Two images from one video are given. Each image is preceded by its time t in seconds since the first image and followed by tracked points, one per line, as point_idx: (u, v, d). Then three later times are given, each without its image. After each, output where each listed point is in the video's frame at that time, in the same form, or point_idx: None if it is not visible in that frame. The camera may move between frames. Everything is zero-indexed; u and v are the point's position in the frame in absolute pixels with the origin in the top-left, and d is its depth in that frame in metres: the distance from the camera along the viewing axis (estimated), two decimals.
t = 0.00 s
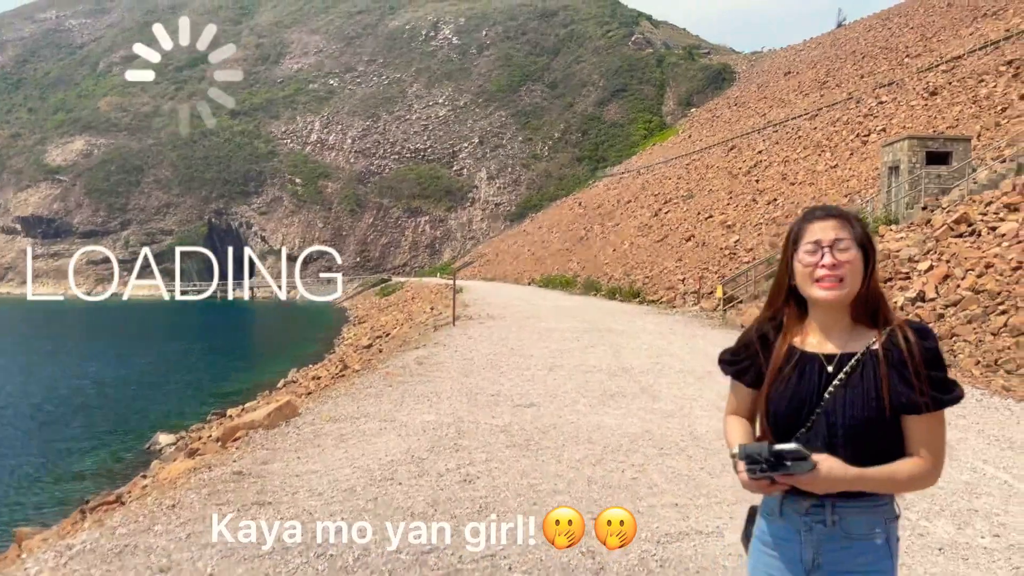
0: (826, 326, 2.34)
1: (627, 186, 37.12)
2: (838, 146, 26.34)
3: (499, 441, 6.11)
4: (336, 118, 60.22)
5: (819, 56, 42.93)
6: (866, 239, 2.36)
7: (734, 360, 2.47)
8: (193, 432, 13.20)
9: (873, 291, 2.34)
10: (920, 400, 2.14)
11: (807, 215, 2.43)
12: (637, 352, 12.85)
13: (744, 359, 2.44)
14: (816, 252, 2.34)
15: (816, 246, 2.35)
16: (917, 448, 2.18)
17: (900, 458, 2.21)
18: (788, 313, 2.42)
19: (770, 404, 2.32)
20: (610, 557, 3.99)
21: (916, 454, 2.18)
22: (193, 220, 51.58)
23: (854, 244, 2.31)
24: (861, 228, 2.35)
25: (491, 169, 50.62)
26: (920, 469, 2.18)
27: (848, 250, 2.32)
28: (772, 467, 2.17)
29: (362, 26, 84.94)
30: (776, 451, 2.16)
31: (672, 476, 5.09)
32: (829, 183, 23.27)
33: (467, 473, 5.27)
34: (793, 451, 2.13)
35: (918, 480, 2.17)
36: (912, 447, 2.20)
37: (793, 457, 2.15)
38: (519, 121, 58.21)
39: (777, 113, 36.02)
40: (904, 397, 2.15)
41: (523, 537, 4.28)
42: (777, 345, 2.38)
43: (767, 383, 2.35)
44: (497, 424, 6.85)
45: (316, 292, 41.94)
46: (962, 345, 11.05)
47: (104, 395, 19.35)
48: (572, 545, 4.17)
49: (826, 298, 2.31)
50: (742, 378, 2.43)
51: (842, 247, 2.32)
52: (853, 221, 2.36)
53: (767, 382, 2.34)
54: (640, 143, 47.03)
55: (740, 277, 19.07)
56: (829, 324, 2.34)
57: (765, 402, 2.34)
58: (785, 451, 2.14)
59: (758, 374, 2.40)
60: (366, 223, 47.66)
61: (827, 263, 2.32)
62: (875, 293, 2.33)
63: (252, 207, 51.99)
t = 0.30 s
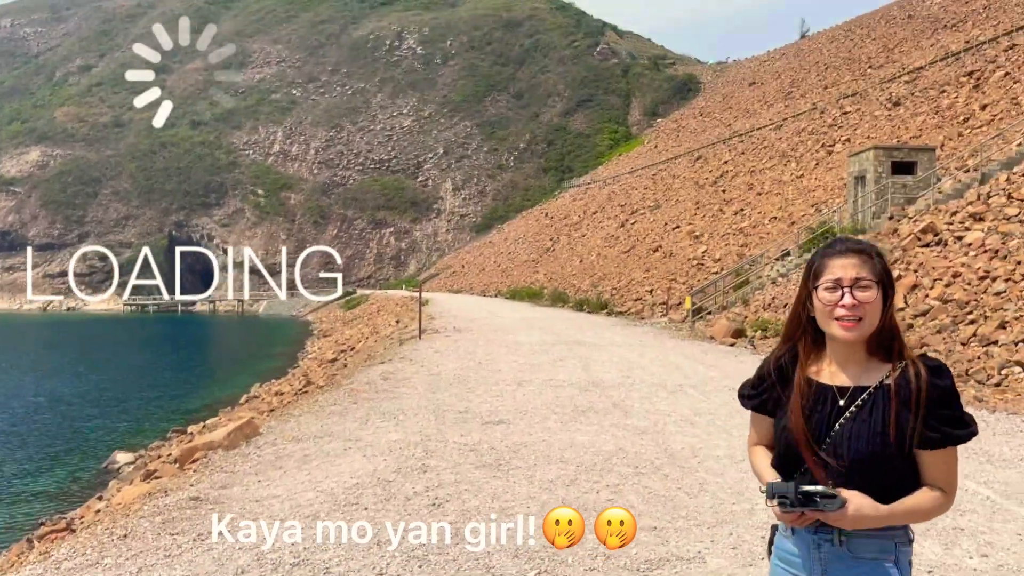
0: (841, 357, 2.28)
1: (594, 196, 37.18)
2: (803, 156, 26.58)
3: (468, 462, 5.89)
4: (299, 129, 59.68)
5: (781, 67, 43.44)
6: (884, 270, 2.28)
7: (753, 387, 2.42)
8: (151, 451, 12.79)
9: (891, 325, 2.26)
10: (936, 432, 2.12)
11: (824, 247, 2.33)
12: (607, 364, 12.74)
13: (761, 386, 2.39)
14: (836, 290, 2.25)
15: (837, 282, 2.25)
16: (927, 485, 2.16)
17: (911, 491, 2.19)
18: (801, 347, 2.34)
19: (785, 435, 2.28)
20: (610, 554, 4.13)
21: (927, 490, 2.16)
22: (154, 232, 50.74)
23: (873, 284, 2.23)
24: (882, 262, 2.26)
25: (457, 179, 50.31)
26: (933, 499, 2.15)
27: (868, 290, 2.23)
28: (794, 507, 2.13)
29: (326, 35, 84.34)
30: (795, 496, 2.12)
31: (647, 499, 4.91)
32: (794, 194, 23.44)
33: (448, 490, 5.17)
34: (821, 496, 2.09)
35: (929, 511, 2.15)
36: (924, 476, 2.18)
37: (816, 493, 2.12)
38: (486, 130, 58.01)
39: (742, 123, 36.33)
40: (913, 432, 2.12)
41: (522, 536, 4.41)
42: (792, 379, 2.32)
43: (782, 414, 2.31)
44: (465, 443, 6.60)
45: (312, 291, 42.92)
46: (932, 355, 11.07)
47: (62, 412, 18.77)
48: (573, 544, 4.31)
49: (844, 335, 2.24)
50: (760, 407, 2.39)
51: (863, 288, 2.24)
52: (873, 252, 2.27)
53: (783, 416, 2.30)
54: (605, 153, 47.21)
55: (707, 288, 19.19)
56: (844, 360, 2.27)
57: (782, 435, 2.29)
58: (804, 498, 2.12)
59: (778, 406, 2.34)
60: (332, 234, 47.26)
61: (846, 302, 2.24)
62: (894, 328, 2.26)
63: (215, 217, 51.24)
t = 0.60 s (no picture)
0: (895, 352, 2.23)
1: (567, 203, 37.22)
2: (773, 163, 26.74)
3: (443, 475, 5.70)
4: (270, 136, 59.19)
5: (751, 75, 43.78)
6: (941, 262, 2.19)
7: (824, 383, 2.43)
8: (120, 463, 12.45)
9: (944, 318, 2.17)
10: (988, 428, 1.98)
11: (879, 243, 2.28)
12: (583, 372, 12.58)
13: (832, 379, 2.41)
14: (884, 284, 2.20)
15: (884, 277, 2.20)
16: (987, 487, 2.02)
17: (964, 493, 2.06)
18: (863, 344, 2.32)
19: (840, 430, 2.29)
20: (612, 554, 4.15)
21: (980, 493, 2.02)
22: (121, 240, 50.04)
23: (922, 278, 2.15)
24: (937, 253, 2.17)
25: (430, 186, 50.02)
26: (993, 500, 2.01)
27: (919, 283, 2.16)
28: (829, 497, 2.12)
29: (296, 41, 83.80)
30: (815, 482, 2.13)
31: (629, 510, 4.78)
32: (765, 200, 23.53)
33: (426, 503, 5.00)
34: (843, 484, 2.09)
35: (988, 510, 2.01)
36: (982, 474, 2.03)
37: (846, 484, 2.10)
38: (458, 137, 57.81)
39: (712, 131, 36.56)
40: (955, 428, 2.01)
41: (522, 537, 4.45)
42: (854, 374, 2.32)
43: (843, 410, 2.30)
44: (441, 455, 6.41)
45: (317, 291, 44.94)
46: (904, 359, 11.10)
47: (27, 424, 18.33)
48: (573, 544, 4.34)
49: (893, 331, 2.18)
50: (829, 399, 2.40)
51: (914, 281, 2.16)
52: (925, 244, 2.19)
53: (842, 410, 2.30)
54: (578, 161, 47.24)
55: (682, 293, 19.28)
56: (901, 354, 2.22)
57: (836, 429, 2.30)
58: (829, 487, 2.11)
59: (841, 403, 2.35)
60: (304, 241, 46.91)
61: (896, 295, 2.18)
62: (953, 323, 2.16)
63: (184, 225, 50.59)
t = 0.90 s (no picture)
0: (967, 352, 2.25)
1: (542, 210, 37.20)
2: (746, 170, 26.86)
3: (415, 488, 5.52)
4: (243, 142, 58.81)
5: (725, 84, 44.09)
6: (1012, 267, 2.21)
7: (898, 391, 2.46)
8: (85, 474, 12.11)
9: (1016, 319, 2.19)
10: None
11: (944, 248, 2.30)
12: (560, 380, 12.39)
13: (904, 382, 2.45)
14: (951, 287, 2.22)
15: (951, 280, 2.22)
16: None
17: None
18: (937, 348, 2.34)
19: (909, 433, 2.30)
20: (615, 554, 4.21)
21: None
22: (91, 247, 49.39)
23: (990, 279, 2.17)
24: (1006, 259, 2.19)
25: (405, 193, 49.72)
26: None
27: (990, 284, 2.17)
28: (888, 502, 2.17)
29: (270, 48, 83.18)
30: (871, 484, 2.19)
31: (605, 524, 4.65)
32: (739, 207, 23.58)
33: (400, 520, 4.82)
34: (892, 489, 2.14)
35: None
36: None
37: (899, 490, 2.14)
38: (433, 144, 57.62)
39: (685, 139, 36.72)
40: None
41: (521, 536, 4.52)
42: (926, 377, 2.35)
43: (913, 412, 2.32)
44: (414, 467, 6.21)
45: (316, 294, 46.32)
46: (880, 366, 11.09)
47: None
48: (573, 544, 4.40)
49: (966, 334, 2.19)
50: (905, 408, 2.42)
51: (980, 283, 2.18)
52: (997, 249, 2.21)
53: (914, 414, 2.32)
54: (553, 168, 47.22)
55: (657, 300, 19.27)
56: (971, 358, 2.24)
57: (908, 436, 2.30)
58: (885, 490, 2.15)
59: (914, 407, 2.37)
60: (277, 248, 46.54)
61: (964, 298, 2.20)
62: None
63: (156, 232, 49.95)
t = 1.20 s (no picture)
0: (975, 352, 2.28)
1: (520, 213, 37.10)
2: (723, 174, 26.93)
3: (384, 497, 5.35)
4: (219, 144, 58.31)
5: (702, 88, 44.22)
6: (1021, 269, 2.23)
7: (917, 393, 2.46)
8: (51, 481, 11.87)
9: None
10: None
11: (952, 250, 2.32)
12: (535, 385, 12.17)
13: (922, 380, 2.46)
14: (964, 290, 2.23)
15: (963, 283, 2.24)
16: None
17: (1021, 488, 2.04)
18: (949, 348, 2.35)
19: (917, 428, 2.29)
20: (621, 552, 4.23)
21: None
22: (63, 250, 48.72)
23: (1004, 281, 2.19)
24: (1016, 262, 2.21)
25: (382, 196, 49.36)
26: None
27: (1001, 286, 2.19)
28: (870, 487, 2.34)
29: (246, 49, 82.60)
30: (854, 464, 2.38)
31: (579, 536, 4.50)
32: (716, 211, 23.59)
33: (368, 532, 4.64)
34: (867, 469, 2.32)
35: None
36: None
37: (875, 467, 2.33)
38: (411, 147, 57.31)
39: (663, 143, 36.80)
40: None
41: (521, 537, 4.53)
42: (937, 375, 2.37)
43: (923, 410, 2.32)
44: (383, 475, 6.05)
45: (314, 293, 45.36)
46: (856, 369, 11.03)
47: None
48: (573, 544, 4.41)
49: (985, 337, 2.21)
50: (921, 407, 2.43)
51: (995, 285, 2.19)
52: (1008, 253, 2.23)
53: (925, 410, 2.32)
54: (531, 171, 47.10)
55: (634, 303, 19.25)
56: (982, 358, 2.25)
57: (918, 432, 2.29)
58: (860, 468, 2.35)
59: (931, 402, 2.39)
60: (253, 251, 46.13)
61: (980, 301, 2.21)
62: None
63: (129, 235, 49.35)
